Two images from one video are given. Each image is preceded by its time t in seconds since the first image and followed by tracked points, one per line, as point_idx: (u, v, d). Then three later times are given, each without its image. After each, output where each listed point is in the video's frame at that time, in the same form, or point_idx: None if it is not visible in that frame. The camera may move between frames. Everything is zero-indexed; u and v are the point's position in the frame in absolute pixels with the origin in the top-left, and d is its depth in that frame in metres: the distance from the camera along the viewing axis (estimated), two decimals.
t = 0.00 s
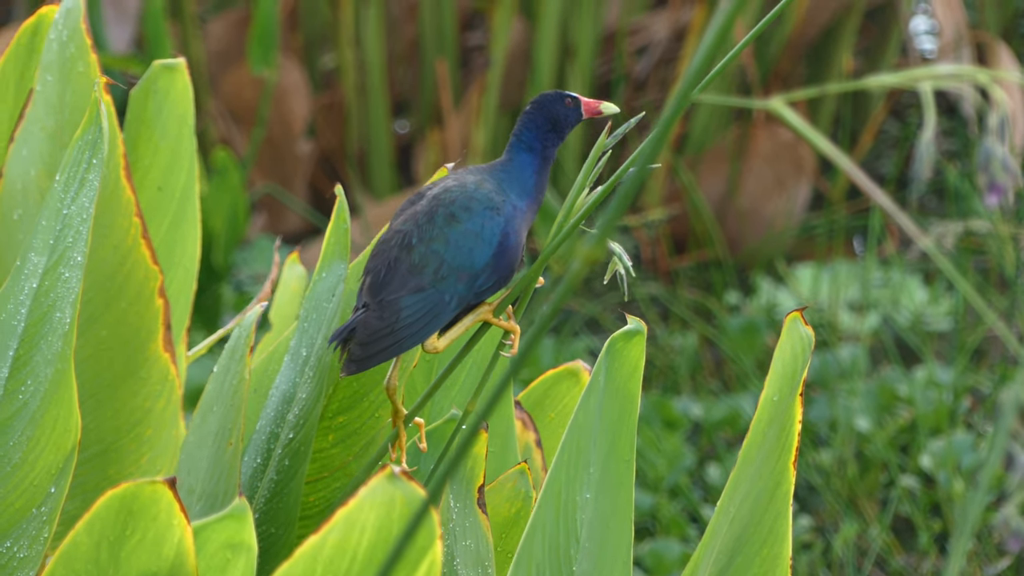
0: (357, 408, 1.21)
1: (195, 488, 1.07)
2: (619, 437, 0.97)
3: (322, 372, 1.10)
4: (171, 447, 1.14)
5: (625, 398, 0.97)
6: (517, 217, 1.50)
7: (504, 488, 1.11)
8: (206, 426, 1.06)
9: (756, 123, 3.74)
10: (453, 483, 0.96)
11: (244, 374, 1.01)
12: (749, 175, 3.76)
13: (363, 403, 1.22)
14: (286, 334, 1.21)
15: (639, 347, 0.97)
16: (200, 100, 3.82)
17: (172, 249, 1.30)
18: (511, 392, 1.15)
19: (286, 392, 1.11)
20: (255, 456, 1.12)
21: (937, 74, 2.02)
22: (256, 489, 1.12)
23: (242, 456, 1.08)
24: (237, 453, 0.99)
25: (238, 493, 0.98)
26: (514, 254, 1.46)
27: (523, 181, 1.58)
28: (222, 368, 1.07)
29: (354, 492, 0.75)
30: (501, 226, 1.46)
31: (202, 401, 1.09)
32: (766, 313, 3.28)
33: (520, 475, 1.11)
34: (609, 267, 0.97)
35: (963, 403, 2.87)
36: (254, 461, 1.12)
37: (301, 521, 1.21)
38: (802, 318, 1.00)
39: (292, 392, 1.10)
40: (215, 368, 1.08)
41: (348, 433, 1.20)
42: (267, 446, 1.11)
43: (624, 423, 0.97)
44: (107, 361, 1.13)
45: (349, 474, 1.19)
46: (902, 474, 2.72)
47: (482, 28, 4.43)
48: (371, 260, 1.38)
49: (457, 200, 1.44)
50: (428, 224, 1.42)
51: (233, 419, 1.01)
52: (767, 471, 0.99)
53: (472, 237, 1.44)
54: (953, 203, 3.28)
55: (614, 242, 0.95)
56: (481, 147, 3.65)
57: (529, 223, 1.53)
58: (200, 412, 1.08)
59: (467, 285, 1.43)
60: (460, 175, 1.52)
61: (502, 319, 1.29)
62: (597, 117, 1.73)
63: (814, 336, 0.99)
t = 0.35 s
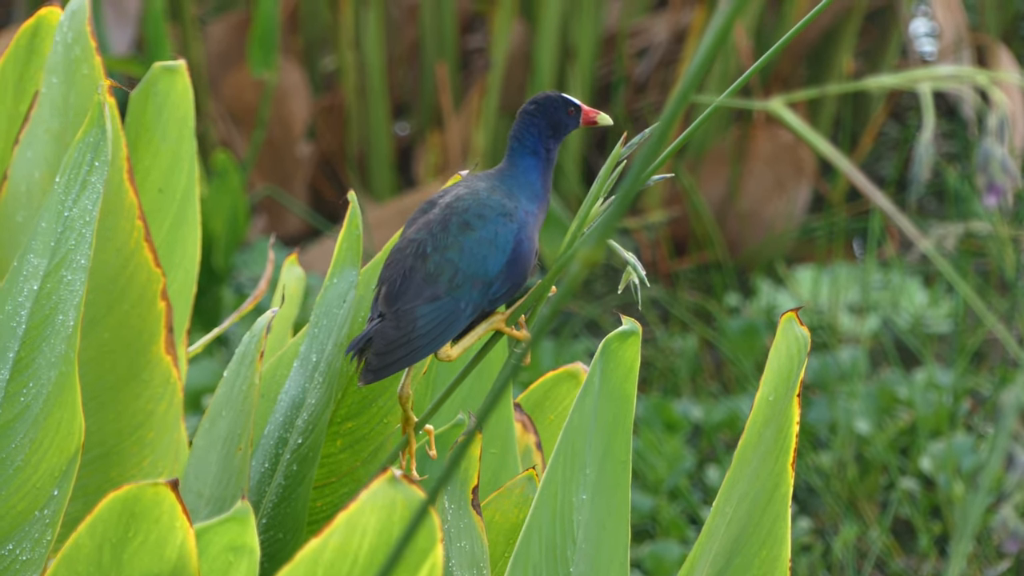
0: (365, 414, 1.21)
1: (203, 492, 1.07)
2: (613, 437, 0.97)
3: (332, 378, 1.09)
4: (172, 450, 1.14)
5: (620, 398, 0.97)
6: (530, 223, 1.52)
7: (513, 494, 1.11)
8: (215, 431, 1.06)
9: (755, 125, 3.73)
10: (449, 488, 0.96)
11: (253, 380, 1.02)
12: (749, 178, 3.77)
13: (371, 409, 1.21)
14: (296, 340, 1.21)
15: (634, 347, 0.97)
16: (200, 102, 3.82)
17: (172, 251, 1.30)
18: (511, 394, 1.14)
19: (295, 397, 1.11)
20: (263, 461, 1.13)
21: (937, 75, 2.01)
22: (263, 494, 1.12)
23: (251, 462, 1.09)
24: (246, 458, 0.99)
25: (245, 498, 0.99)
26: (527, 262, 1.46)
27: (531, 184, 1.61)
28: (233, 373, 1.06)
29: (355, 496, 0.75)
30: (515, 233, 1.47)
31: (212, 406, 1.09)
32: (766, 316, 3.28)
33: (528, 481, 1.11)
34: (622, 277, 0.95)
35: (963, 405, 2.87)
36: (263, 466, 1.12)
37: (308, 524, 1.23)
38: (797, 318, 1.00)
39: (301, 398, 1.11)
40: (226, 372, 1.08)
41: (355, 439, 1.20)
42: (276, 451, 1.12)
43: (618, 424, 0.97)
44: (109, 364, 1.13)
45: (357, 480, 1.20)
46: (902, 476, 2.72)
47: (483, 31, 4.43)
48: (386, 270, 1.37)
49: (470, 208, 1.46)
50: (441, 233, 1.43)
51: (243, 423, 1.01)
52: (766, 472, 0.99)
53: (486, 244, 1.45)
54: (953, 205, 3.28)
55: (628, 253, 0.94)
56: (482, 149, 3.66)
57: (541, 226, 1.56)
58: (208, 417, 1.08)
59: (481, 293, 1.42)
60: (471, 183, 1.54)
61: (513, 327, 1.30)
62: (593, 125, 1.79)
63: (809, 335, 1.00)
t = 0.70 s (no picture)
0: (367, 415, 1.21)
1: (204, 493, 1.07)
2: (614, 438, 0.97)
3: (333, 379, 1.10)
4: (168, 450, 1.13)
5: (621, 399, 0.97)
6: (532, 221, 1.52)
7: (513, 496, 1.11)
8: (217, 432, 1.06)
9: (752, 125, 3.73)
10: (446, 488, 0.96)
11: (255, 380, 1.01)
12: (746, 178, 3.76)
13: (373, 410, 1.21)
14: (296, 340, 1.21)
15: (635, 348, 0.97)
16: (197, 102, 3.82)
17: (170, 252, 1.30)
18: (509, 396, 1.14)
19: (296, 398, 1.11)
20: (263, 461, 1.12)
21: (934, 74, 1.99)
22: (264, 495, 1.12)
23: (252, 463, 1.08)
24: (247, 459, 1.00)
25: (244, 498, 0.99)
26: (530, 260, 1.48)
27: (535, 180, 1.60)
28: (235, 374, 1.06)
29: (352, 495, 0.75)
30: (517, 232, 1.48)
31: (213, 407, 1.08)
32: (763, 316, 3.28)
33: (529, 482, 1.11)
34: (627, 280, 0.95)
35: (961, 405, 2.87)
36: (263, 467, 1.11)
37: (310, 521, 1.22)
38: (798, 320, 1.00)
39: (302, 399, 1.11)
40: (229, 373, 1.07)
41: (357, 440, 1.20)
42: (277, 452, 1.11)
43: (618, 424, 0.98)
44: (105, 363, 1.12)
45: (359, 481, 1.19)
46: (899, 476, 2.72)
47: (481, 31, 4.43)
48: (390, 272, 1.37)
49: (473, 208, 1.46)
50: (444, 234, 1.43)
51: (245, 424, 1.01)
52: (765, 474, 1.00)
53: (488, 245, 1.46)
54: (951, 205, 3.28)
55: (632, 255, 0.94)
56: (479, 149, 3.66)
57: (543, 223, 1.55)
58: (209, 419, 1.08)
59: (484, 294, 1.45)
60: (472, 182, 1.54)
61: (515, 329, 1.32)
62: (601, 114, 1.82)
63: (809, 337, 1.00)
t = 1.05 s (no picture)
0: (361, 414, 1.21)
1: (199, 493, 1.07)
2: (614, 438, 0.97)
3: (326, 378, 1.09)
4: (170, 452, 1.14)
5: (621, 400, 0.97)
6: (524, 219, 1.51)
7: (508, 494, 1.11)
8: (211, 432, 1.05)
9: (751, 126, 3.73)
10: (443, 489, 0.96)
11: (248, 380, 1.01)
12: (744, 179, 3.76)
13: (367, 409, 1.21)
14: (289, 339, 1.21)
15: (634, 349, 0.96)
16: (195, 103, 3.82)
17: (168, 252, 1.29)
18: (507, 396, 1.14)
19: (289, 397, 1.11)
20: (257, 461, 1.12)
21: (932, 73, 1.98)
22: (258, 495, 1.11)
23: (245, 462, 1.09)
24: (241, 459, 1.00)
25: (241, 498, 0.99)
26: (522, 259, 1.47)
27: (529, 178, 1.59)
28: (229, 373, 1.06)
29: (353, 500, 0.75)
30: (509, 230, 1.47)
31: (207, 407, 1.08)
32: (762, 317, 3.28)
33: (524, 481, 1.11)
34: (617, 278, 0.95)
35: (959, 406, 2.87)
36: (256, 467, 1.11)
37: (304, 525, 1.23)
38: (792, 319, 1.00)
39: (295, 399, 1.11)
40: (222, 373, 1.07)
41: (351, 439, 1.20)
42: (270, 451, 1.11)
43: (618, 425, 0.97)
44: (107, 364, 1.12)
45: (353, 481, 1.20)
46: (898, 476, 2.72)
47: (479, 31, 4.43)
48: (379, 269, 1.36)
49: (464, 206, 1.45)
50: (435, 231, 1.42)
51: (239, 424, 1.01)
52: (761, 474, 0.99)
53: (478, 243, 1.45)
54: (949, 206, 3.28)
55: (624, 252, 0.93)
56: (477, 149, 3.66)
57: (536, 222, 1.56)
58: (204, 419, 1.08)
59: (475, 291, 1.44)
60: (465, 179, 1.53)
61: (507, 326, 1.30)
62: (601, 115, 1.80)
63: (804, 337, 0.99)
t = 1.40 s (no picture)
0: (360, 416, 1.21)
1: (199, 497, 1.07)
2: (615, 443, 0.98)
3: (326, 382, 1.10)
4: (171, 457, 1.14)
5: (622, 404, 0.97)
6: (519, 221, 1.50)
7: (506, 497, 1.11)
8: (210, 435, 1.06)
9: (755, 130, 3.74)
10: (449, 491, 0.96)
11: (247, 384, 1.01)
12: (748, 183, 3.77)
13: (366, 412, 1.21)
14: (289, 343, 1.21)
15: (635, 354, 0.97)
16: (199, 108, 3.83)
17: (171, 258, 1.30)
18: (511, 401, 1.14)
19: (289, 401, 1.11)
20: (257, 465, 1.13)
21: (934, 79, 1.97)
22: (257, 498, 1.12)
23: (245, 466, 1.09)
24: (240, 463, 1.00)
25: (241, 502, 0.98)
26: (517, 259, 1.45)
27: (525, 181, 1.59)
28: (227, 377, 1.06)
29: (355, 504, 0.75)
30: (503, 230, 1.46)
31: (206, 411, 1.09)
32: (765, 321, 3.28)
33: (522, 484, 1.11)
34: (614, 279, 0.95)
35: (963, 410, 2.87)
36: (255, 470, 1.12)
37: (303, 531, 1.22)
38: (800, 325, 1.00)
39: (295, 402, 1.11)
40: (220, 377, 1.08)
41: (351, 442, 1.20)
42: (270, 455, 1.12)
43: (620, 429, 0.98)
44: (108, 370, 1.13)
45: (352, 484, 1.20)
46: (902, 481, 2.72)
47: (482, 36, 4.43)
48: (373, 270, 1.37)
49: (459, 207, 1.45)
50: (429, 232, 1.43)
51: (237, 427, 1.01)
52: (766, 480, 1.00)
53: (473, 244, 1.44)
54: (953, 210, 3.28)
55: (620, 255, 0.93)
56: (480, 154, 3.66)
57: (532, 225, 1.55)
58: (204, 422, 1.08)
59: (469, 292, 1.43)
60: (462, 181, 1.53)
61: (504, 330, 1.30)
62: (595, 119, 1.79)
63: (811, 343, 1.00)
